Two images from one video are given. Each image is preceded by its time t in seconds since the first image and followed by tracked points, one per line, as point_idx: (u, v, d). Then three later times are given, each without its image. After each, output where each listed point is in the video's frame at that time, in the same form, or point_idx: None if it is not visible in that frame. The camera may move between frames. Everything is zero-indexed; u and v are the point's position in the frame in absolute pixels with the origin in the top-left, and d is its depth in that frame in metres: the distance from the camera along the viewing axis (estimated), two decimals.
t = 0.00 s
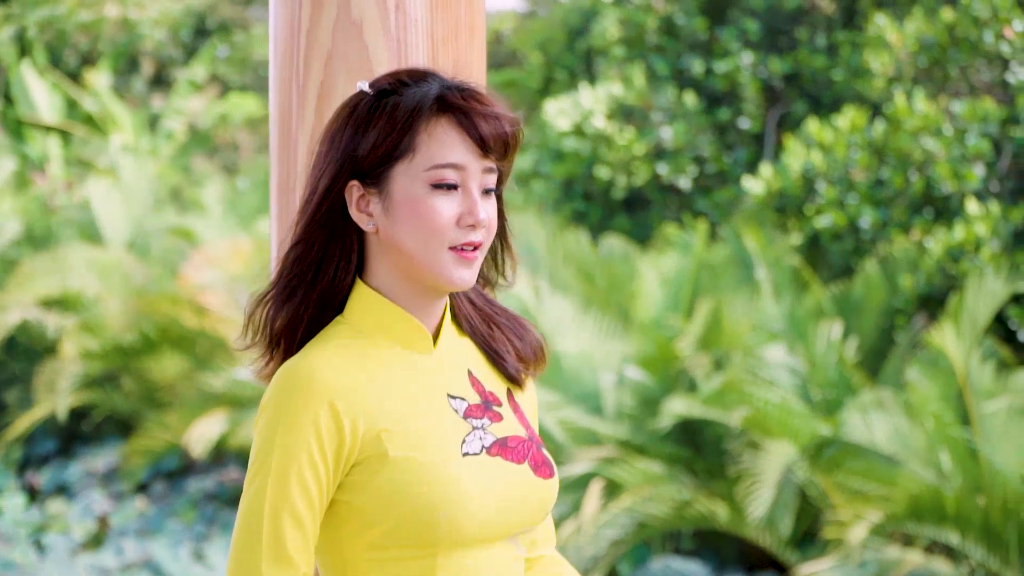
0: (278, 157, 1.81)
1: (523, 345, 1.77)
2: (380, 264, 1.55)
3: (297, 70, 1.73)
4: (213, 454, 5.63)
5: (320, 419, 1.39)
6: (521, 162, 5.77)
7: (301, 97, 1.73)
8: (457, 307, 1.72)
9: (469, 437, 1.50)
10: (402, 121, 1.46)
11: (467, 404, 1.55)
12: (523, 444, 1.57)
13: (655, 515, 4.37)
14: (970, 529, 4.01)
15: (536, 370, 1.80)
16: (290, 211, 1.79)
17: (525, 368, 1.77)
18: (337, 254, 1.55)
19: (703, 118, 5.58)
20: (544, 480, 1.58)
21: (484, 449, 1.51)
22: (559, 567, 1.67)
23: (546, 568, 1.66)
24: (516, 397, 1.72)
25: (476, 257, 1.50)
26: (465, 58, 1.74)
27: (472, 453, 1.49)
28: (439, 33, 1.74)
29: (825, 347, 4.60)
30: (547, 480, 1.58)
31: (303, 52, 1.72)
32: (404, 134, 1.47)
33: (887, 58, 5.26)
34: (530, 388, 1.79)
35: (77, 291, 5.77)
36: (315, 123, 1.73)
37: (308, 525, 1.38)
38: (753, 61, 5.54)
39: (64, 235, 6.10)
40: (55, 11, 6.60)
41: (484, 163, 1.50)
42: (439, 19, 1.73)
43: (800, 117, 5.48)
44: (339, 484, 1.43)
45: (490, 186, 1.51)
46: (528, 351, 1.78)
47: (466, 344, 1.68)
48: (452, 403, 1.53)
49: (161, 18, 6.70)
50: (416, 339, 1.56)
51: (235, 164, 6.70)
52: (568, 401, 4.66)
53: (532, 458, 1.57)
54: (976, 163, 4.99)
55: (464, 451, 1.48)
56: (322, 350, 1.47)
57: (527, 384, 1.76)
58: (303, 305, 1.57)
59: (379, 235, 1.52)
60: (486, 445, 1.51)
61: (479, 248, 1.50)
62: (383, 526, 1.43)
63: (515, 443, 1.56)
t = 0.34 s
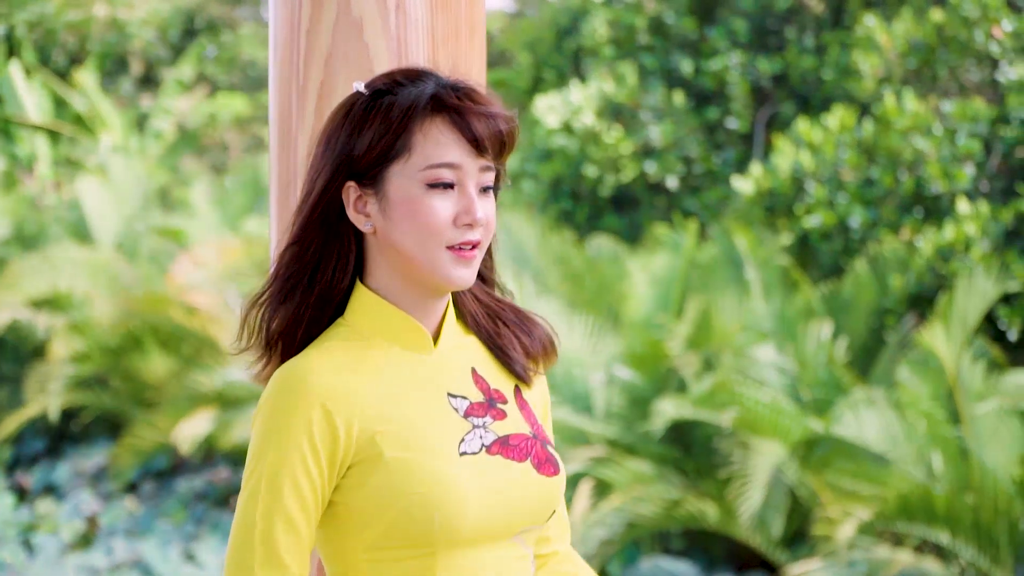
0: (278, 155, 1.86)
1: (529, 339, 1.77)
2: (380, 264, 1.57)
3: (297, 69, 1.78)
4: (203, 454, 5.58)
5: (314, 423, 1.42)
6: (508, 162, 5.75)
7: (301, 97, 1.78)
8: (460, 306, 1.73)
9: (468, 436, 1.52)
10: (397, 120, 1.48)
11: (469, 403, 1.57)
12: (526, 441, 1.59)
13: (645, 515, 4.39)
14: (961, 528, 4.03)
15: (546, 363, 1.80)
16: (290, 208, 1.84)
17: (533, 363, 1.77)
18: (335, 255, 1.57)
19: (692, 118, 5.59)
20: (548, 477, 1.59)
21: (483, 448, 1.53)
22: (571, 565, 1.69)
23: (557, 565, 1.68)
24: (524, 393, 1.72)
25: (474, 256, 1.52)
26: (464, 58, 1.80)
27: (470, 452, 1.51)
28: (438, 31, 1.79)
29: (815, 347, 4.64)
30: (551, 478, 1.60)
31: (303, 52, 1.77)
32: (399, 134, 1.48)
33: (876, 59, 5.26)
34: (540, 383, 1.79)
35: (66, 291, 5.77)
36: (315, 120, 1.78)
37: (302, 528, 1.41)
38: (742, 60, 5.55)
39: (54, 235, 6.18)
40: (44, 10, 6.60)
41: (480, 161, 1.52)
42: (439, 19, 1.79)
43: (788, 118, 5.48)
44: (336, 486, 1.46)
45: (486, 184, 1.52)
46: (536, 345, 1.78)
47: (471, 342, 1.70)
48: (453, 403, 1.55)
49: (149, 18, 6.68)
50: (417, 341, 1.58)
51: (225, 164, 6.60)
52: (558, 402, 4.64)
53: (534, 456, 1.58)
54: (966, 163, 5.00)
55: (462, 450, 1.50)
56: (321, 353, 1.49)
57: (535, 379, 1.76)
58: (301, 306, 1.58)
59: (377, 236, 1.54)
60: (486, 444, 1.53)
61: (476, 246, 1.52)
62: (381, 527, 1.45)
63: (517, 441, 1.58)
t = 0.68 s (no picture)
0: (278, 155, 1.86)
1: (539, 334, 1.74)
2: (381, 265, 1.57)
3: (297, 69, 1.78)
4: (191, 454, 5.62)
5: (311, 426, 1.41)
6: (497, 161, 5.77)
7: (301, 96, 1.78)
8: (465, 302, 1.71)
9: (468, 436, 1.51)
10: (394, 120, 1.47)
11: (471, 402, 1.56)
12: (530, 439, 1.57)
13: (634, 514, 4.36)
14: (951, 528, 4.03)
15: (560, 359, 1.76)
16: (290, 209, 1.84)
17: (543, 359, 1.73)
18: (337, 256, 1.57)
19: (681, 118, 5.58)
20: (554, 476, 1.56)
21: (484, 447, 1.51)
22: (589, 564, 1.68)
23: (576, 562, 1.67)
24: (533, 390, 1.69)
25: (474, 255, 1.51)
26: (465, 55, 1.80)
27: (469, 451, 1.49)
28: (439, 29, 1.79)
29: (804, 346, 4.59)
30: (557, 476, 1.57)
31: (303, 51, 1.78)
32: (396, 134, 1.48)
33: (865, 59, 5.27)
34: (554, 380, 1.75)
35: (55, 291, 5.73)
36: (315, 120, 1.78)
37: (301, 531, 1.41)
38: (732, 60, 5.55)
39: (42, 236, 6.10)
40: (31, 9, 6.57)
41: (478, 159, 1.50)
42: (440, 17, 1.79)
43: (777, 118, 5.50)
44: (336, 488, 1.46)
45: (486, 182, 1.51)
46: (547, 340, 1.74)
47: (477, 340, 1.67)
48: (455, 402, 1.54)
49: (137, 17, 6.63)
50: (419, 341, 1.57)
51: (214, 164, 6.66)
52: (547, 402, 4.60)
53: (538, 453, 1.56)
54: (956, 163, 4.99)
55: (462, 449, 1.49)
56: (320, 356, 1.49)
57: (545, 374, 1.72)
58: (304, 308, 1.58)
59: (377, 236, 1.54)
60: (487, 443, 1.52)
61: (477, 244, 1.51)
62: (382, 528, 1.44)
63: (521, 439, 1.56)
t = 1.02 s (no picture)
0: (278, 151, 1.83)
1: (547, 329, 1.71)
2: (383, 264, 1.56)
3: (297, 68, 1.78)
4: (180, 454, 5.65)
5: (310, 426, 1.41)
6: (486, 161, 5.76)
7: (302, 94, 1.77)
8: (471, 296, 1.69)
9: (470, 433, 1.50)
10: (388, 120, 1.47)
11: (476, 400, 1.54)
12: (535, 436, 1.54)
13: (627, 512, 4.37)
14: (940, 527, 4.01)
15: (571, 354, 1.72)
16: (291, 208, 1.81)
17: (551, 355, 1.69)
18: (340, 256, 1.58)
19: (671, 118, 5.57)
20: (561, 472, 1.54)
21: (486, 444, 1.49)
22: (616, 562, 1.64)
23: (601, 561, 1.64)
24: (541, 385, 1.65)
25: (472, 254, 1.49)
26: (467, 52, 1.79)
27: (471, 448, 1.48)
28: (441, 27, 1.79)
29: (795, 346, 4.55)
30: (563, 472, 1.54)
31: (303, 50, 1.77)
32: (390, 134, 1.47)
33: (856, 60, 5.26)
34: (567, 376, 1.72)
35: (44, 290, 5.72)
36: (316, 118, 1.77)
37: (302, 533, 1.40)
38: (723, 61, 5.54)
39: (30, 234, 6.02)
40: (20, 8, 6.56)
41: (474, 157, 1.49)
42: (442, 15, 1.79)
43: (766, 118, 5.51)
44: (339, 488, 1.45)
45: (482, 181, 1.50)
46: (555, 336, 1.70)
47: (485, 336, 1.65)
48: (458, 399, 1.53)
49: (125, 16, 6.60)
50: (423, 339, 1.55)
51: (202, 164, 6.64)
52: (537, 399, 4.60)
53: (543, 450, 1.54)
54: (945, 162, 5.00)
55: (463, 446, 1.47)
56: (322, 356, 1.49)
57: (555, 370, 1.69)
58: (307, 309, 1.58)
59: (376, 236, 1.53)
60: (490, 440, 1.50)
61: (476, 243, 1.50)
62: (383, 528, 1.43)
63: (526, 435, 1.54)
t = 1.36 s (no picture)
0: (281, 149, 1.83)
1: (556, 324, 1.65)
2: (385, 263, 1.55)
3: (299, 66, 1.77)
4: (170, 453, 5.68)
5: (311, 425, 1.41)
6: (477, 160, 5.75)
7: (305, 91, 1.77)
8: (479, 289, 1.66)
9: (474, 429, 1.47)
10: (376, 118, 1.46)
11: (481, 396, 1.51)
12: (541, 431, 1.51)
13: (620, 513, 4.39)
14: (931, 527, 4.00)
15: (583, 350, 1.67)
16: (293, 207, 1.81)
17: (559, 350, 1.64)
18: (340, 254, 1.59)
19: (662, 118, 5.56)
20: (566, 467, 1.50)
21: (490, 441, 1.47)
22: (647, 557, 1.59)
23: (632, 555, 1.59)
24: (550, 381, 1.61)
25: (467, 249, 1.48)
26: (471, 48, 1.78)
27: (474, 445, 1.46)
28: (444, 23, 1.77)
29: (785, 346, 4.55)
30: (571, 468, 1.51)
31: (306, 48, 1.76)
32: (379, 132, 1.47)
33: (847, 60, 5.26)
34: (582, 369, 1.67)
35: (34, 290, 5.68)
36: (318, 116, 1.76)
37: (303, 533, 1.41)
38: (716, 60, 5.54)
39: (19, 235, 6.01)
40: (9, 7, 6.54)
41: (463, 151, 1.47)
42: (444, 12, 1.77)
43: (755, 118, 5.52)
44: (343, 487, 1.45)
45: (474, 175, 1.48)
46: (564, 331, 1.65)
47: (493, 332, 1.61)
48: (463, 396, 1.50)
49: (116, 14, 6.58)
50: (427, 335, 1.53)
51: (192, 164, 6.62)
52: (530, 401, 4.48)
53: (549, 445, 1.50)
54: (936, 162, 5.00)
55: (465, 443, 1.46)
56: (327, 355, 1.49)
57: (564, 365, 1.64)
58: (310, 308, 1.59)
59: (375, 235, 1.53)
60: (494, 436, 1.48)
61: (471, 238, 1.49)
62: (385, 527, 1.43)
63: (532, 430, 1.51)
